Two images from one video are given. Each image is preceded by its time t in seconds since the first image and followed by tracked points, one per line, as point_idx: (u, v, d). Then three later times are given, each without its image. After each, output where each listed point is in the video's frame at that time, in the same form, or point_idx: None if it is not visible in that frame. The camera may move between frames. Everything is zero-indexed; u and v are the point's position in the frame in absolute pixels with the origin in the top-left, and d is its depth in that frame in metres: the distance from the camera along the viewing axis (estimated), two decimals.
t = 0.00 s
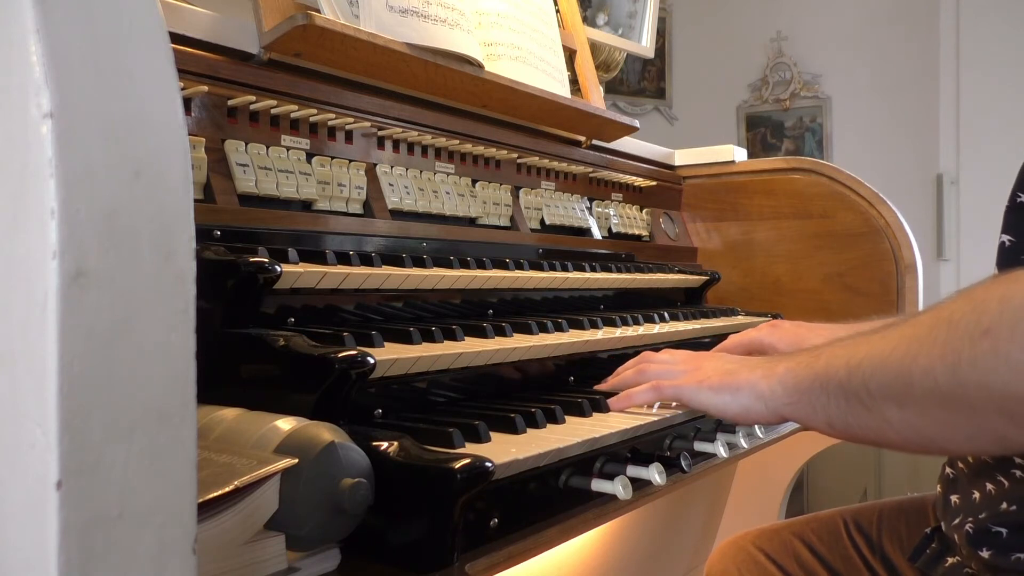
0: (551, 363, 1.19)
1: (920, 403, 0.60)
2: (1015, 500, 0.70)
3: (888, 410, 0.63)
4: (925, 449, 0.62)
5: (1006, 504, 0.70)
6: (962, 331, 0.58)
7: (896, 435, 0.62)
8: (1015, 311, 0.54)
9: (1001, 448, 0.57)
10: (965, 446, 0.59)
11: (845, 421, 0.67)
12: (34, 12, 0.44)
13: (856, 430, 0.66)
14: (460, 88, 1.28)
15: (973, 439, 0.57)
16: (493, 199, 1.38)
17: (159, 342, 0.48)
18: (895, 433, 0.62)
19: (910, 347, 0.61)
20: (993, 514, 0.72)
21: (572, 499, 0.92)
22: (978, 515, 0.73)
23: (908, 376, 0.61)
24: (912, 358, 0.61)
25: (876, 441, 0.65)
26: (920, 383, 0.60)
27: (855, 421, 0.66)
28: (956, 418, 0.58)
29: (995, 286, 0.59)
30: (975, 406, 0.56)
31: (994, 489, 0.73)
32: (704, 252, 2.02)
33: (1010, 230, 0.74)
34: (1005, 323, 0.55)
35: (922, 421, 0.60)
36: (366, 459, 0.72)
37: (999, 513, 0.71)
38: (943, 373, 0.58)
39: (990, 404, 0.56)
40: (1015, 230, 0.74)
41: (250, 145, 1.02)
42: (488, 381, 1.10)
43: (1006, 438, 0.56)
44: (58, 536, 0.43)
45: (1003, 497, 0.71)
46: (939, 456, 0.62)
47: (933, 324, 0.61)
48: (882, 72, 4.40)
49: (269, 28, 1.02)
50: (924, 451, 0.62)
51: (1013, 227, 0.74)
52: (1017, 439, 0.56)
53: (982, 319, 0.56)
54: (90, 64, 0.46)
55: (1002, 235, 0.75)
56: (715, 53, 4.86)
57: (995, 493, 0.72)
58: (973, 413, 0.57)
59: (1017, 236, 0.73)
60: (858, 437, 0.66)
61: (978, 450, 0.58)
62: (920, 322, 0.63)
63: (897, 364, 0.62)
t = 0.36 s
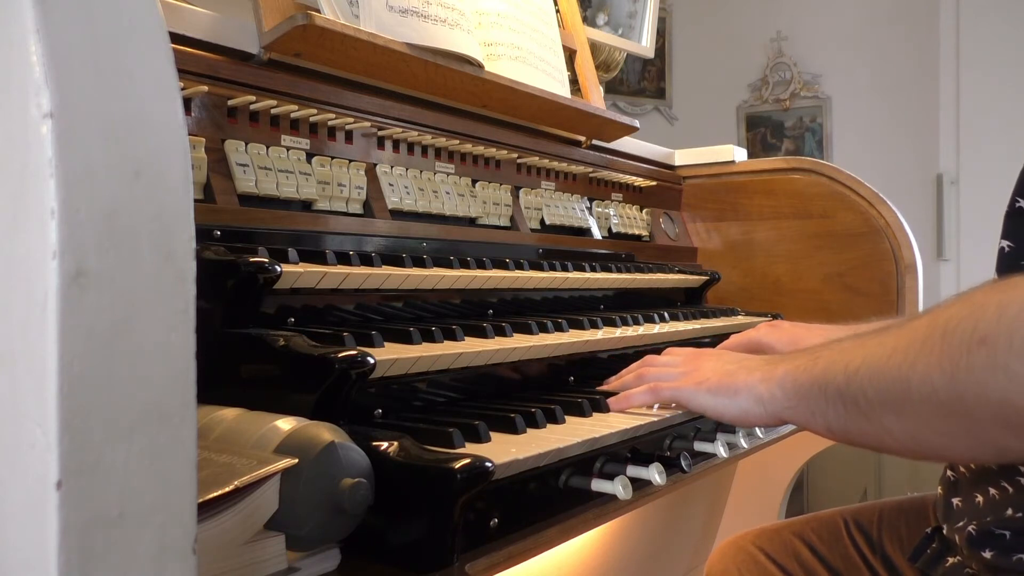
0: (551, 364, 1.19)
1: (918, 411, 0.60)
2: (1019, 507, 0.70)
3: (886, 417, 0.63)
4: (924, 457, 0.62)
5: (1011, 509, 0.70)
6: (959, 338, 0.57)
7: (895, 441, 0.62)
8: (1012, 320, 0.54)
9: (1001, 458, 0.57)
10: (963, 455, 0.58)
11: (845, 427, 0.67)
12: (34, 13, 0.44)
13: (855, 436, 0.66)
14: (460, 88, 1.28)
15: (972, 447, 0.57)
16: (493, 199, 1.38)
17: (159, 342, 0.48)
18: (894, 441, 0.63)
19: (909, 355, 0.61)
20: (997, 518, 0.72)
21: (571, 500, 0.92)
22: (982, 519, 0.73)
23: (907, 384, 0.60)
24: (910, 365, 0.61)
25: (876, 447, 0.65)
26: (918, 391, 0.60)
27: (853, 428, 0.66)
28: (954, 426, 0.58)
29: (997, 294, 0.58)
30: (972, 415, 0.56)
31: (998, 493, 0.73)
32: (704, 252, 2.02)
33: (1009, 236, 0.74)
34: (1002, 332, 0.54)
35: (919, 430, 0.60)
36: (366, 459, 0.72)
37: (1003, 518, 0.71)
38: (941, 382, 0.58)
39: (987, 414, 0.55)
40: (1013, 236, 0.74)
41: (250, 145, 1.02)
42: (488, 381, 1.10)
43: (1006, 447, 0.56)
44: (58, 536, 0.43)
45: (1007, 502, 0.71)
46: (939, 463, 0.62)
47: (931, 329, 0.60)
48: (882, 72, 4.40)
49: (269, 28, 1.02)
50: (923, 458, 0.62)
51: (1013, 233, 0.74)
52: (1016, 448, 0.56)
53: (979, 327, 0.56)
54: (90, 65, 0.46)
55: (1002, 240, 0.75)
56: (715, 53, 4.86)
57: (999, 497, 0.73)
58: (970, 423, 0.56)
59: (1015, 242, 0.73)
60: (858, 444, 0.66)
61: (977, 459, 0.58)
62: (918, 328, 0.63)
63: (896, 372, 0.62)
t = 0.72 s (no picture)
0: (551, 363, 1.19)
1: (944, 429, 0.59)
2: (1020, 510, 0.70)
3: (911, 434, 0.62)
4: (951, 475, 0.61)
5: (1013, 512, 0.70)
6: (987, 353, 0.57)
7: (920, 460, 0.62)
8: None
9: None
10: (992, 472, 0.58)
11: (868, 444, 0.66)
12: (34, 12, 0.44)
13: (879, 454, 0.65)
14: (460, 88, 1.28)
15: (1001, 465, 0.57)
16: (493, 199, 1.38)
17: (159, 342, 0.48)
18: (919, 459, 0.62)
19: (935, 371, 0.61)
20: (997, 521, 0.72)
21: (572, 500, 0.92)
22: (982, 521, 0.73)
23: (933, 402, 0.60)
24: (937, 381, 0.60)
25: (899, 465, 0.64)
26: (945, 408, 0.59)
27: (878, 445, 0.65)
28: (982, 443, 0.57)
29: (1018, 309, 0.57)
30: (1003, 434, 0.56)
31: (998, 496, 0.73)
32: (704, 252, 2.02)
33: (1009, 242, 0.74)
34: None
35: (946, 448, 0.59)
36: (366, 460, 0.72)
37: (1004, 521, 0.71)
38: (970, 399, 0.57)
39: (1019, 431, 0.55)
40: (1013, 240, 0.74)
41: (250, 145, 1.02)
42: (488, 381, 1.10)
43: None
44: (58, 536, 0.43)
45: (1007, 505, 0.71)
46: (965, 480, 0.62)
47: (958, 345, 0.60)
48: (882, 72, 4.40)
49: (269, 29, 1.03)
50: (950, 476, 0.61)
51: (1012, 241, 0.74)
52: None
53: (1007, 341, 0.55)
54: (90, 64, 0.46)
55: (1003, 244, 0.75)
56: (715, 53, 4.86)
57: (999, 500, 0.73)
58: (1001, 441, 0.56)
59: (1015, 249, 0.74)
60: (881, 461, 0.65)
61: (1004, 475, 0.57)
62: (943, 342, 0.62)
63: (922, 389, 0.61)
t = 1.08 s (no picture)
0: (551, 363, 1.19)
1: (926, 406, 0.59)
2: (1018, 508, 0.70)
3: (895, 411, 0.62)
4: (932, 454, 0.61)
5: (1010, 511, 0.70)
6: (970, 330, 0.57)
7: (902, 437, 0.62)
8: None
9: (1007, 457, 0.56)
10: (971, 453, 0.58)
11: (855, 420, 0.66)
12: (34, 12, 0.44)
13: (865, 430, 0.65)
14: (460, 88, 1.28)
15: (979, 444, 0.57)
16: (493, 199, 1.38)
17: (160, 342, 0.48)
18: (901, 436, 0.62)
19: (920, 347, 0.61)
20: (996, 520, 0.72)
21: (572, 500, 0.92)
22: (980, 520, 0.73)
23: (916, 378, 0.60)
24: (921, 359, 0.60)
25: (885, 442, 0.65)
26: (927, 385, 0.59)
27: (864, 422, 0.65)
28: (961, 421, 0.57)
29: (1006, 285, 0.57)
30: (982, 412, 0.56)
31: (996, 494, 0.73)
32: (704, 252, 2.02)
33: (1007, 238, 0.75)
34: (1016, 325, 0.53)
35: (928, 426, 0.59)
36: (366, 460, 0.72)
37: (1002, 520, 0.71)
38: (951, 376, 0.57)
39: (996, 409, 0.55)
40: (1012, 238, 0.74)
41: (250, 145, 1.02)
42: (489, 381, 1.10)
43: (1014, 446, 0.55)
44: (58, 536, 0.43)
45: (1006, 504, 0.71)
46: (947, 461, 0.62)
47: (943, 322, 0.60)
48: (882, 72, 4.41)
49: (269, 28, 1.03)
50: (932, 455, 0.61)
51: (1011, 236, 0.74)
52: None
53: (990, 319, 0.55)
54: (90, 64, 0.46)
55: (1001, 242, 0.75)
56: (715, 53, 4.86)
57: (997, 498, 0.73)
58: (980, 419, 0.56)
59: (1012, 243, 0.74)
60: (867, 437, 0.66)
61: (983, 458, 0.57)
62: (930, 320, 0.62)
63: (905, 365, 0.61)
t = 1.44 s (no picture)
0: (552, 364, 1.19)
1: (931, 421, 0.57)
2: (1018, 507, 0.70)
3: (899, 428, 0.60)
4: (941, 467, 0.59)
5: (1011, 509, 0.70)
6: (972, 343, 0.55)
7: (909, 452, 0.60)
8: None
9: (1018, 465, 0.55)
10: (981, 463, 0.56)
11: (857, 438, 0.64)
12: (34, 12, 0.44)
13: (869, 449, 0.63)
14: (460, 88, 1.28)
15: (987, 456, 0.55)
16: (493, 199, 1.38)
17: (160, 342, 0.48)
18: (908, 451, 0.60)
19: (923, 363, 0.59)
20: (996, 519, 0.72)
21: (572, 500, 0.92)
22: (980, 519, 0.73)
23: (919, 393, 0.58)
24: (924, 375, 0.58)
25: (891, 459, 0.62)
26: (932, 400, 0.57)
27: (867, 440, 0.63)
28: (969, 434, 0.55)
29: (1001, 301, 0.57)
30: (990, 423, 0.54)
31: (998, 493, 0.73)
32: (704, 252, 2.02)
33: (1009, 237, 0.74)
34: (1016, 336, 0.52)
35: (934, 441, 0.58)
36: (366, 460, 0.72)
37: (1002, 518, 0.71)
38: (954, 390, 0.56)
39: (1003, 420, 0.53)
40: (1013, 237, 0.74)
41: (250, 145, 1.02)
42: (489, 381, 1.10)
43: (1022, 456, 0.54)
44: (58, 536, 0.43)
45: (1007, 503, 0.71)
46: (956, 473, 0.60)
47: (945, 337, 0.58)
48: (882, 72, 4.41)
49: (269, 28, 1.03)
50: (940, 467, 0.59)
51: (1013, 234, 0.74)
52: None
53: (990, 333, 0.54)
54: (90, 64, 0.46)
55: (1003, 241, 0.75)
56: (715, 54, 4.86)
57: (998, 498, 0.73)
58: (988, 432, 0.54)
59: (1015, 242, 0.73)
60: (871, 456, 0.63)
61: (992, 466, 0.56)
62: (932, 336, 0.60)
63: (908, 380, 0.60)
